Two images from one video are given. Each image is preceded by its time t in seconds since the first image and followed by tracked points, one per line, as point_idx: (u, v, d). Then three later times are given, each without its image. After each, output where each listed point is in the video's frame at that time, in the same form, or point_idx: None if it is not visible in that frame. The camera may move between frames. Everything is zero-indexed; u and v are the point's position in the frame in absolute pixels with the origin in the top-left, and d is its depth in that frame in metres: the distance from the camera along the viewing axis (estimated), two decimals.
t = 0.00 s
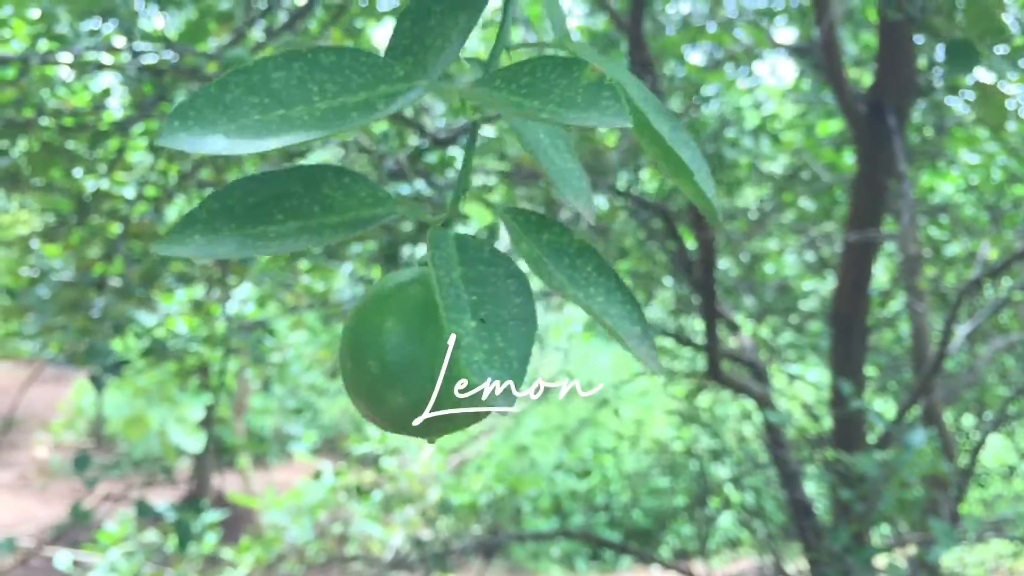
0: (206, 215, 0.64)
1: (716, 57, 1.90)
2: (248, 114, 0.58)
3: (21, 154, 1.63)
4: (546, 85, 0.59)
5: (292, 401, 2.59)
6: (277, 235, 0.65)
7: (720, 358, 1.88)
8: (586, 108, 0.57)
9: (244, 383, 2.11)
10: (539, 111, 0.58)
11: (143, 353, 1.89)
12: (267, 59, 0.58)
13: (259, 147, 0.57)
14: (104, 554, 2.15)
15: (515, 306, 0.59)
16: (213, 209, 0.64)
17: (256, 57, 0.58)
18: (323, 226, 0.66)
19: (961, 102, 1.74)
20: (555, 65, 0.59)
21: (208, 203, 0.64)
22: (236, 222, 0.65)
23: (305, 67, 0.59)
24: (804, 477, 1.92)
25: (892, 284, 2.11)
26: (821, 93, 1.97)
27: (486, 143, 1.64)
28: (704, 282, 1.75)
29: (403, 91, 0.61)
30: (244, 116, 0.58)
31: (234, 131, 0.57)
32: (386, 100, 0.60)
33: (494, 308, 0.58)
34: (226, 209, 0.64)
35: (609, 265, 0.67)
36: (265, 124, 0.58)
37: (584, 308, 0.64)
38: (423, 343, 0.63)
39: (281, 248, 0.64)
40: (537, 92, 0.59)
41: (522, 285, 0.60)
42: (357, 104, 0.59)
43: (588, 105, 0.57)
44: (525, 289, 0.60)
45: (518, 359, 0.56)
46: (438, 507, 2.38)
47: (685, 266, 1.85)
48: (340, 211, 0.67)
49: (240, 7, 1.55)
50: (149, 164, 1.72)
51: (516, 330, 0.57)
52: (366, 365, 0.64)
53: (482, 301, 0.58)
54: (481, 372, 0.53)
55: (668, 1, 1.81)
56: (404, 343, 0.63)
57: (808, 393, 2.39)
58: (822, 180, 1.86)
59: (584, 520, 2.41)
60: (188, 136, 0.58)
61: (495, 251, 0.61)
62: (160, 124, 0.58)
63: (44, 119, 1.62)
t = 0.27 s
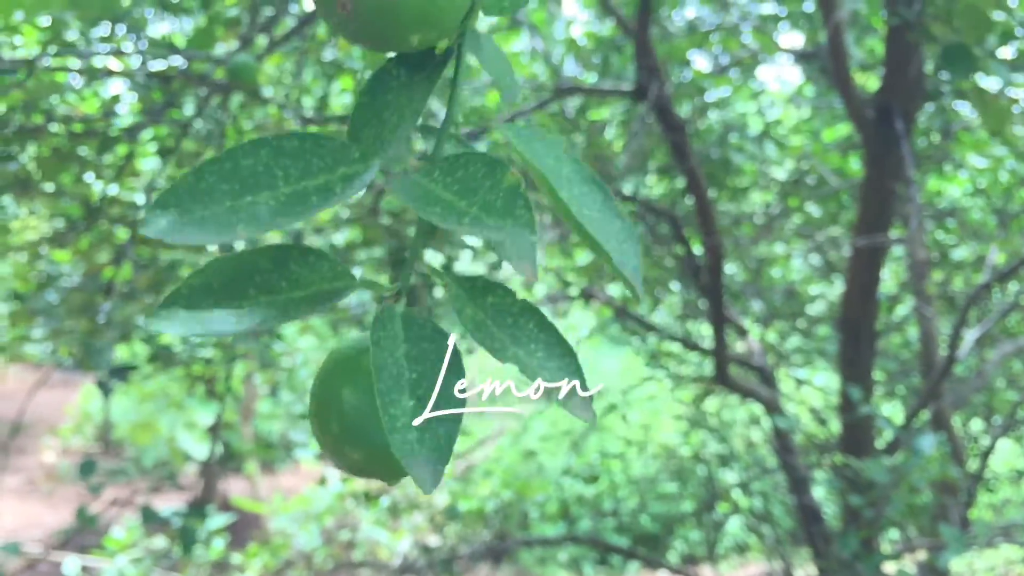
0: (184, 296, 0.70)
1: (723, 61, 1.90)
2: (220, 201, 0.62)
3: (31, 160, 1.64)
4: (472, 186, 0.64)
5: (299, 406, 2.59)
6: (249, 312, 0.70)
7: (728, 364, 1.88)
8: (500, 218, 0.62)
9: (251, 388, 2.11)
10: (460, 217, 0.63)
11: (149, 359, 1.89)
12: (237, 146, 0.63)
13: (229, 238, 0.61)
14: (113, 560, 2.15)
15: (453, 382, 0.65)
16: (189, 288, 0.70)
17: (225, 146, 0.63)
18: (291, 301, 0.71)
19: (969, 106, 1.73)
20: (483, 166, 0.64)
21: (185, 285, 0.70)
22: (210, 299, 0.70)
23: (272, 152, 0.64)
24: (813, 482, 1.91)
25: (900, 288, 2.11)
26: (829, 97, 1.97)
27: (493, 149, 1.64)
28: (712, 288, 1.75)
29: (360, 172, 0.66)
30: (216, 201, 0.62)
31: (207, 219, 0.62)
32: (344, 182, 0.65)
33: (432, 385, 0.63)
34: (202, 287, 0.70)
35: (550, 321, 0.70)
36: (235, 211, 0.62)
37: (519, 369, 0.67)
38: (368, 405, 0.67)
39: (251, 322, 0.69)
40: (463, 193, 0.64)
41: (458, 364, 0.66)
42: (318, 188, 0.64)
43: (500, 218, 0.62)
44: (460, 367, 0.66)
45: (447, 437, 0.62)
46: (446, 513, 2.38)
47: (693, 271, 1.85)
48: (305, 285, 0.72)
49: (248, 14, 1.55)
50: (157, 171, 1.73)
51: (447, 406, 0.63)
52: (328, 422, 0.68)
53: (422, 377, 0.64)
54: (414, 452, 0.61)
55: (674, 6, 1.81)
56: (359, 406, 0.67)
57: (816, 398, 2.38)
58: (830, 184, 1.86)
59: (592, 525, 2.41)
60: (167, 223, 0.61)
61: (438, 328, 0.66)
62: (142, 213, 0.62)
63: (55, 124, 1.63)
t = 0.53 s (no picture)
0: (164, 317, 0.66)
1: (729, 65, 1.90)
2: (198, 227, 0.63)
3: (39, 164, 1.65)
4: (429, 219, 0.62)
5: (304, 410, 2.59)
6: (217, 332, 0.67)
7: (734, 367, 1.88)
8: (448, 254, 0.61)
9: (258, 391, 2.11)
10: (414, 251, 0.62)
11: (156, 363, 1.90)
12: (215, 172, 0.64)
13: (203, 264, 0.62)
14: (120, 563, 2.15)
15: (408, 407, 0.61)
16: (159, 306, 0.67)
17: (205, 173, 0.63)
18: (261, 323, 0.68)
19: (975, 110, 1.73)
20: (440, 200, 0.62)
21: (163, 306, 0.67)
22: (176, 319, 0.67)
23: (247, 178, 0.64)
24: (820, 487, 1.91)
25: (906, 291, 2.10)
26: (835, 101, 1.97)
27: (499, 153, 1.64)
28: (720, 293, 1.75)
29: (332, 199, 0.65)
30: (195, 227, 0.63)
31: (183, 246, 0.63)
32: (318, 208, 0.64)
33: (389, 408, 0.61)
34: (179, 308, 0.66)
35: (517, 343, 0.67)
36: (213, 236, 0.63)
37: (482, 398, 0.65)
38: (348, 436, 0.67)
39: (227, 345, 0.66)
40: (420, 225, 0.63)
41: (415, 387, 0.62)
42: (292, 214, 0.64)
43: (446, 255, 0.61)
44: (416, 390, 0.62)
45: (399, 458, 0.60)
46: (451, 517, 2.38)
47: (700, 275, 1.85)
48: (278, 305, 0.69)
49: (254, 18, 1.55)
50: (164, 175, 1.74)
51: (402, 431, 0.60)
52: (296, 439, 0.69)
53: (379, 401, 0.61)
54: (363, 476, 0.59)
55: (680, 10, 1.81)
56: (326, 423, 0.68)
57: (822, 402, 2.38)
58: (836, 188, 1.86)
59: (597, 529, 2.41)
60: (150, 249, 0.62)
61: (400, 351, 0.63)
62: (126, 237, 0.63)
63: (63, 128, 1.64)
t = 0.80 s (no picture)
0: (140, 278, 0.63)
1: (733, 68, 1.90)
2: (181, 186, 0.60)
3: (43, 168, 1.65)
4: (434, 180, 0.62)
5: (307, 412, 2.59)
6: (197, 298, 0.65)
7: (738, 370, 1.88)
8: (457, 212, 0.60)
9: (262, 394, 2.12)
10: (417, 211, 0.60)
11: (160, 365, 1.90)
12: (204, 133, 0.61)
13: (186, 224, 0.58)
14: (122, 566, 2.15)
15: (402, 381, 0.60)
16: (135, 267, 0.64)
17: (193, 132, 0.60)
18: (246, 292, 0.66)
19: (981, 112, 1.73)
20: (444, 163, 0.62)
21: (144, 267, 0.64)
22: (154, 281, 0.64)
23: (238, 140, 0.61)
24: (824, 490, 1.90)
25: (910, 293, 2.10)
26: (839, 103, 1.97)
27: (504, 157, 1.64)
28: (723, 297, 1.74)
29: (324, 166, 0.63)
30: (178, 188, 0.60)
31: (167, 204, 0.59)
32: (312, 173, 0.62)
33: (382, 382, 0.60)
34: (157, 272, 0.64)
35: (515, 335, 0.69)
36: (196, 197, 0.60)
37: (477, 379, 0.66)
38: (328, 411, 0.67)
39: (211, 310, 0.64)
40: (425, 187, 0.62)
41: (408, 361, 0.61)
42: (283, 178, 0.61)
43: (453, 212, 0.60)
44: (410, 366, 0.61)
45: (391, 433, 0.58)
46: (454, 520, 2.37)
47: (703, 277, 1.84)
48: (262, 275, 0.67)
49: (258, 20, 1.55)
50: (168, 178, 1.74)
51: (395, 409, 0.59)
52: (277, 418, 0.68)
53: (370, 374, 0.60)
54: (351, 451, 0.57)
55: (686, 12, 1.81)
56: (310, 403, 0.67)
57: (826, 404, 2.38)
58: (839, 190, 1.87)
59: (600, 531, 2.40)
60: (128, 208, 0.59)
61: (394, 326, 0.62)
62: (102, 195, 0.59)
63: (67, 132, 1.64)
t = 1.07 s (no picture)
0: (230, 245, 0.66)
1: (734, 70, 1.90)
2: (276, 141, 0.59)
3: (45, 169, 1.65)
4: (578, 122, 0.69)
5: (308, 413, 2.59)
6: (301, 261, 0.66)
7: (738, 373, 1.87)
8: (612, 149, 0.67)
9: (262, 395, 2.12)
10: (569, 149, 0.68)
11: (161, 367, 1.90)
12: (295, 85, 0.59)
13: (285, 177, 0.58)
14: (122, 567, 2.15)
15: (543, 345, 0.59)
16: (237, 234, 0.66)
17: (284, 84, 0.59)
18: (353, 253, 0.67)
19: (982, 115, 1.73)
20: (589, 109, 0.69)
21: (229, 233, 0.66)
22: (261, 248, 0.66)
23: (334, 93, 0.60)
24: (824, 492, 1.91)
25: (910, 295, 2.11)
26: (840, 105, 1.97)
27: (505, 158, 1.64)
28: (723, 299, 1.74)
29: (430, 120, 0.62)
30: (272, 142, 0.59)
31: (262, 157, 0.58)
32: (415, 128, 0.61)
33: (522, 346, 0.58)
34: (255, 231, 0.66)
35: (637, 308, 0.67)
36: (291, 151, 0.58)
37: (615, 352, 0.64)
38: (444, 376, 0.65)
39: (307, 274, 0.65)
40: (570, 127, 0.69)
41: (547, 323, 0.60)
42: (384, 133, 0.60)
43: (609, 150, 0.67)
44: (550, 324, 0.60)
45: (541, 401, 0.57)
46: (455, 521, 2.37)
47: (703, 280, 1.84)
48: (368, 239, 0.68)
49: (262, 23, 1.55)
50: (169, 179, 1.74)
51: (542, 368, 0.58)
52: (395, 393, 0.66)
53: (511, 335, 0.58)
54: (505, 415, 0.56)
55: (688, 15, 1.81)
56: (427, 373, 0.65)
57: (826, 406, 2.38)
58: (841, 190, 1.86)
59: (601, 533, 2.40)
60: (214, 163, 0.58)
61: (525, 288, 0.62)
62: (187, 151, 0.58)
63: (68, 134, 1.64)
